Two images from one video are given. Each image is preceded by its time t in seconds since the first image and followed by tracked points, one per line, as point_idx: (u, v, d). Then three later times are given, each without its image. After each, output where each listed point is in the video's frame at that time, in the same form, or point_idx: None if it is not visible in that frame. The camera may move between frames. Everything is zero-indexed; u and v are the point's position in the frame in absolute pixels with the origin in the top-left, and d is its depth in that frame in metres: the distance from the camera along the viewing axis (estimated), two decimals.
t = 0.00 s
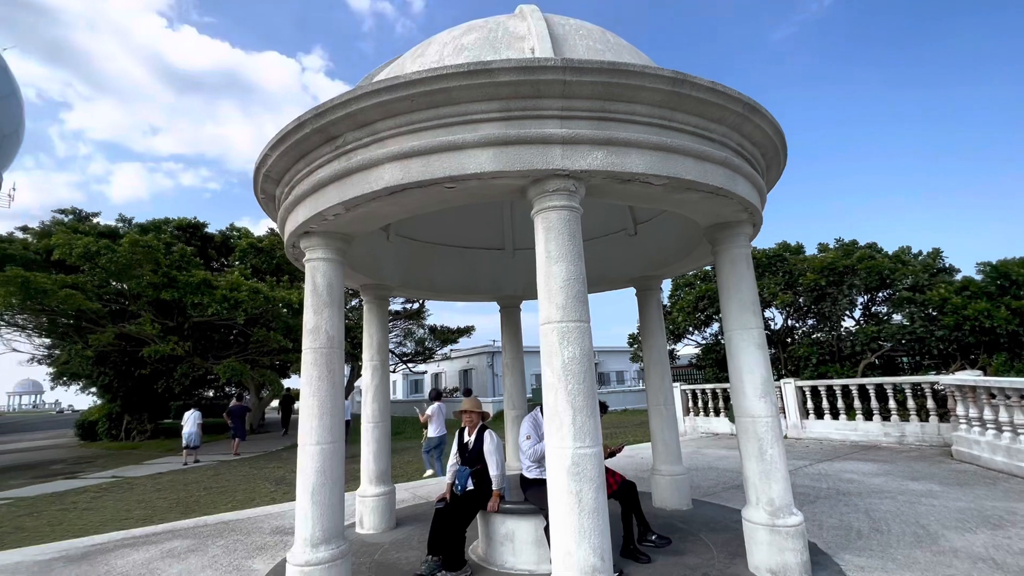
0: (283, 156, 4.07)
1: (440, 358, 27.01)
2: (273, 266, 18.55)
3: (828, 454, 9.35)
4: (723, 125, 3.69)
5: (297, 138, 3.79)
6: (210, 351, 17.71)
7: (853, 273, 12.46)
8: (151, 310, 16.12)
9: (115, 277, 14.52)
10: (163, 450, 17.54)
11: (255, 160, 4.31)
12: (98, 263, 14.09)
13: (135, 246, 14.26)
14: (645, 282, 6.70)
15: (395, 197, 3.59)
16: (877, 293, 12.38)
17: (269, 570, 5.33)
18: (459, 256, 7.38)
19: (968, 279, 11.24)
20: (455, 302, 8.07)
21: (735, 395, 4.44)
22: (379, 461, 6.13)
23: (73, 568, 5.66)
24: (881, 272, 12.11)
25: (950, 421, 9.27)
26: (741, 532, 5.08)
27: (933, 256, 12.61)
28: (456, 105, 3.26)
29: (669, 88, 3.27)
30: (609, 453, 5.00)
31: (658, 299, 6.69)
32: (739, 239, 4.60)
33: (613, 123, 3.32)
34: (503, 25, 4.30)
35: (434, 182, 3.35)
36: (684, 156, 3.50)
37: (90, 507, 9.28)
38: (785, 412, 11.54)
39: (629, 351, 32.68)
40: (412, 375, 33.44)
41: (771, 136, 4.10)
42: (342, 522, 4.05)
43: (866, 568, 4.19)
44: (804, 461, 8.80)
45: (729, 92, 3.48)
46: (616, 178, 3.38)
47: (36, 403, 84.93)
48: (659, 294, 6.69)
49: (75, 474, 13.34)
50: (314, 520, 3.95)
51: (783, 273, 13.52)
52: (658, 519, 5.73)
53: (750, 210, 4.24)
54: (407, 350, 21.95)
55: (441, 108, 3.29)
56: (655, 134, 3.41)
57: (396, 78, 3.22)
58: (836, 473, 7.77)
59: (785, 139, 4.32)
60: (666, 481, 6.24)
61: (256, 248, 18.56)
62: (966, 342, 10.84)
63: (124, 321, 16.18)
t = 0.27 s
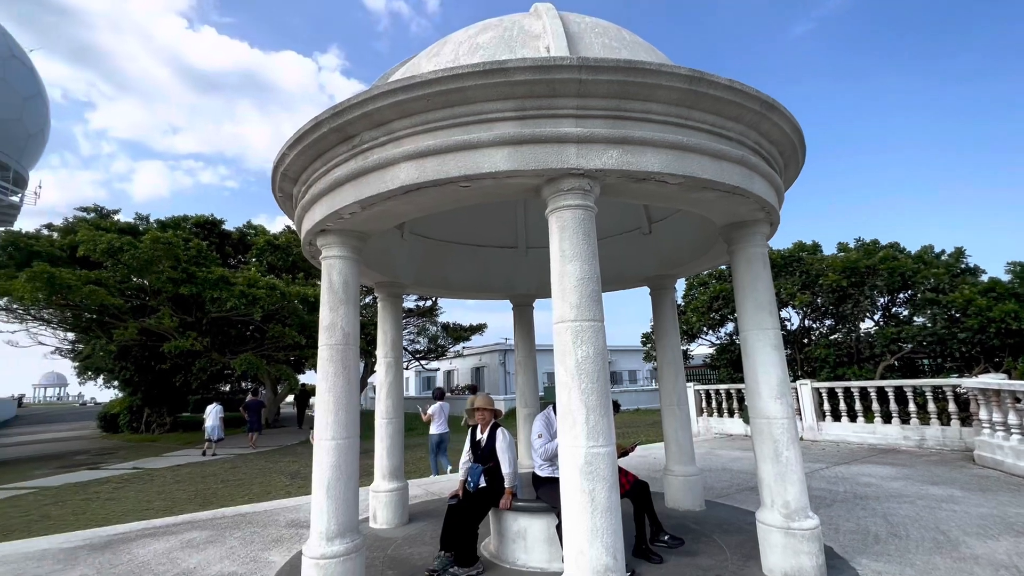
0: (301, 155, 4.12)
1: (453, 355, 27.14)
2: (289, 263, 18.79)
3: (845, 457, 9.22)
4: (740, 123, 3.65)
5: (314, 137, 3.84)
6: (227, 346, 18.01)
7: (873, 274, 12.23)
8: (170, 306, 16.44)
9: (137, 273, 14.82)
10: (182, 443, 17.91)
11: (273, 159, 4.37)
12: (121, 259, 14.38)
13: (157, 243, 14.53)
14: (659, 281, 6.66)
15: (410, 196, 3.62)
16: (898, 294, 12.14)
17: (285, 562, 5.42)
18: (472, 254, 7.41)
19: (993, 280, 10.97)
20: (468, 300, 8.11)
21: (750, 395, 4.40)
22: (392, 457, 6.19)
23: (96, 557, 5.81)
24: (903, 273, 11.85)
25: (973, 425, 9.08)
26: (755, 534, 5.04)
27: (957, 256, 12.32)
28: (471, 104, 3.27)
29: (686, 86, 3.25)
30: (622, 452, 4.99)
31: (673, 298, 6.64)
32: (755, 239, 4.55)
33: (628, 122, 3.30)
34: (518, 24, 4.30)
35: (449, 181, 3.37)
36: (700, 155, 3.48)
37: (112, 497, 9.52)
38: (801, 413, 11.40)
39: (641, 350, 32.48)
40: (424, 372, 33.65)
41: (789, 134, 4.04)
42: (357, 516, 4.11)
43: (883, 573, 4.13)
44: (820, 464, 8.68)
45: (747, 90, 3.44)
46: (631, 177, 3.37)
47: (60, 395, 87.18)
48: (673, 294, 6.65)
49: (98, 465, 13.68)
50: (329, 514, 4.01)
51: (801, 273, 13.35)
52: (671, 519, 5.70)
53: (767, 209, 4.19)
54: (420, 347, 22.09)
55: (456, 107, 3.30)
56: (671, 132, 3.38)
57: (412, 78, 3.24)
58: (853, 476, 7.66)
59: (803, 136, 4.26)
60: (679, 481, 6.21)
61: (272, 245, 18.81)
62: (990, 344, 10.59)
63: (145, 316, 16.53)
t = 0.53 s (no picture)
0: (318, 155, 4.17)
1: (465, 354, 27.21)
2: (303, 261, 19.01)
3: (862, 461, 9.07)
4: (758, 122, 3.61)
5: (331, 137, 3.88)
6: (243, 343, 18.26)
7: (893, 274, 11.99)
8: (188, 303, 16.74)
9: (156, 270, 15.10)
10: (199, 438, 18.20)
11: (291, 158, 4.43)
12: (142, 257, 14.69)
13: (175, 241, 14.95)
14: (673, 281, 6.61)
15: (425, 195, 3.64)
16: (919, 295, 11.90)
17: (300, 556, 5.50)
18: (486, 254, 7.43)
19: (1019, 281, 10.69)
20: (480, 299, 8.13)
21: (765, 397, 4.36)
22: (406, 454, 6.24)
23: (117, 548, 5.94)
24: (924, 274, 11.58)
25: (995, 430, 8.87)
26: (770, 538, 4.98)
27: (982, 257, 12.02)
28: (487, 104, 3.28)
29: (703, 85, 3.22)
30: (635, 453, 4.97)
31: (687, 299, 6.59)
32: (773, 239, 4.50)
33: (645, 121, 3.28)
34: (534, 23, 4.30)
35: (464, 181, 3.39)
36: (717, 154, 3.44)
37: (132, 490, 9.73)
38: (817, 416, 11.25)
39: (654, 350, 32.25)
40: (436, 370, 33.79)
41: (809, 132, 3.98)
42: (372, 512, 4.15)
43: None
44: (837, 468, 8.55)
45: (766, 89, 3.40)
46: (647, 177, 3.35)
47: (81, 389, 89.15)
48: (687, 294, 6.59)
49: (118, 458, 13.97)
50: (344, 509, 4.06)
51: (820, 272, 13.13)
52: (684, 521, 5.66)
53: (785, 209, 4.14)
54: (432, 346, 22.21)
55: (472, 107, 3.31)
56: (688, 131, 3.35)
57: (428, 78, 3.27)
58: (870, 480, 7.53)
59: (823, 135, 4.19)
60: (692, 483, 6.17)
61: (288, 243, 19.02)
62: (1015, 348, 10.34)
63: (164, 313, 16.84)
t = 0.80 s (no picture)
0: (333, 155, 4.21)
1: (475, 353, 27.27)
2: (317, 260, 19.20)
3: (878, 465, 8.93)
4: (775, 121, 3.56)
5: (346, 137, 3.91)
6: (256, 340, 18.48)
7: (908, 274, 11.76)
8: (204, 301, 16.98)
9: (173, 268, 15.34)
10: (214, 433, 18.48)
11: (307, 158, 4.48)
12: (160, 255, 14.94)
13: (192, 240, 15.21)
14: (687, 281, 6.55)
15: (439, 195, 3.65)
16: (939, 296, 11.67)
17: (313, 552, 5.55)
18: (498, 253, 7.45)
19: None
20: (492, 298, 8.14)
21: (781, 399, 4.31)
22: (417, 452, 6.27)
23: (135, 541, 6.05)
24: (943, 274, 11.20)
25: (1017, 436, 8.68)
26: (785, 542, 4.92)
27: (1005, 257, 11.69)
28: (501, 103, 3.28)
29: (719, 84, 3.19)
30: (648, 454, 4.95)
31: (700, 299, 6.53)
32: (789, 239, 4.44)
33: (659, 120, 3.26)
34: (548, 22, 4.29)
35: (478, 180, 3.39)
36: (733, 153, 3.41)
37: (149, 484, 9.90)
38: (832, 419, 11.10)
39: (665, 351, 32.03)
40: (447, 369, 33.91)
41: (827, 131, 3.92)
42: (384, 510, 4.19)
43: None
44: (853, 472, 8.43)
45: (783, 87, 3.35)
46: (662, 177, 3.33)
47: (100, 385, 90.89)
48: (701, 294, 6.54)
49: (136, 453, 14.23)
50: (357, 506, 4.10)
51: (836, 271, 13.14)
52: (696, 523, 5.62)
53: (802, 209, 4.09)
54: (443, 345, 22.30)
55: (487, 107, 3.32)
56: (703, 130, 3.32)
57: (443, 78, 3.28)
58: (886, 485, 7.41)
59: (841, 134, 4.13)
60: (704, 485, 6.12)
61: (301, 242, 19.24)
62: None
63: (180, 310, 17.10)
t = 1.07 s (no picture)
0: (346, 155, 4.24)
1: (486, 352, 27.32)
2: (328, 260, 19.36)
3: (895, 468, 8.78)
4: (790, 119, 3.51)
5: (359, 137, 3.94)
6: (270, 339, 18.69)
7: (921, 273, 11.51)
8: (218, 300, 17.21)
9: (189, 268, 15.55)
10: (228, 431, 18.71)
11: (320, 158, 4.52)
12: (176, 255, 15.12)
13: (208, 240, 15.34)
14: (700, 281, 6.51)
15: (451, 195, 3.66)
16: (957, 297, 11.43)
17: (326, 549, 5.60)
18: (509, 253, 7.45)
19: None
20: (503, 298, 8.14)
21: (796, 400, 4.26)
22: (429, 452, 6.29)
23: (152, 536, 6.15)
24: (958, 274, 10.89)
25: None
26: (798, 546, 4.86)
27: None
28: (514, 103, 3.28)
29: (734, 82, 3.15)
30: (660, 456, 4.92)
31: (713, 299, 6.47)
32: (805, 239, 4.38)
33: (673, 119, 3.23)
34: (560, 21, 4.28)
35: (490, 180, 3.39)
36: (748, 152, 3.37)
37: (165, 480, 10.05)
38: (848, 421, 10.95)
39: (676, 351, 31.79)
40: (457, 369, 34.02)
41: (844, 129, 3.86)
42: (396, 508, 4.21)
43: None
44: (869, 475, 8.30)
45: (799, 85, 3.31)
46: (675, 175, 3.30)
47: (118, 382, 92.55)
48: (713, 294, 6.48)
49: (152, 449, 14.46)
50: (369, 504, 4.12)
51: (847, 271, 12.93)
52: (708, 525, 5.58)
53: (818, 208, 4.03)
54: (453, 344, 22.37)
55: (500, 106, 3.31)
56: (718, 129, 3.29)
57: (455, 78, 3.28)
58: (904, 489, 7.28)
59: (858, 132, 4.07)
60: (717, 487, 6.07)
61: (313, 242, 19.42)
62: None
63: (195, 309, 17.34)
